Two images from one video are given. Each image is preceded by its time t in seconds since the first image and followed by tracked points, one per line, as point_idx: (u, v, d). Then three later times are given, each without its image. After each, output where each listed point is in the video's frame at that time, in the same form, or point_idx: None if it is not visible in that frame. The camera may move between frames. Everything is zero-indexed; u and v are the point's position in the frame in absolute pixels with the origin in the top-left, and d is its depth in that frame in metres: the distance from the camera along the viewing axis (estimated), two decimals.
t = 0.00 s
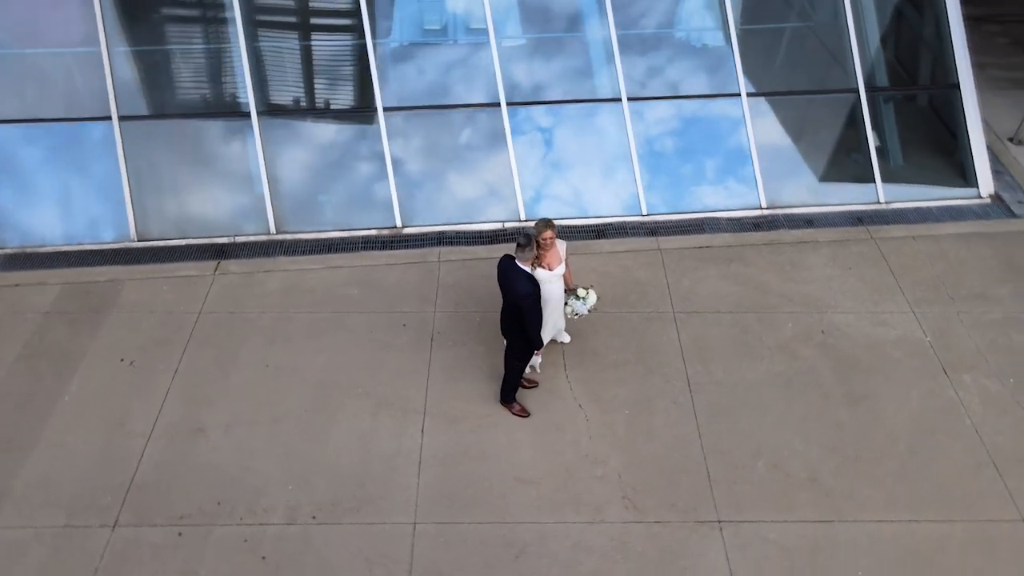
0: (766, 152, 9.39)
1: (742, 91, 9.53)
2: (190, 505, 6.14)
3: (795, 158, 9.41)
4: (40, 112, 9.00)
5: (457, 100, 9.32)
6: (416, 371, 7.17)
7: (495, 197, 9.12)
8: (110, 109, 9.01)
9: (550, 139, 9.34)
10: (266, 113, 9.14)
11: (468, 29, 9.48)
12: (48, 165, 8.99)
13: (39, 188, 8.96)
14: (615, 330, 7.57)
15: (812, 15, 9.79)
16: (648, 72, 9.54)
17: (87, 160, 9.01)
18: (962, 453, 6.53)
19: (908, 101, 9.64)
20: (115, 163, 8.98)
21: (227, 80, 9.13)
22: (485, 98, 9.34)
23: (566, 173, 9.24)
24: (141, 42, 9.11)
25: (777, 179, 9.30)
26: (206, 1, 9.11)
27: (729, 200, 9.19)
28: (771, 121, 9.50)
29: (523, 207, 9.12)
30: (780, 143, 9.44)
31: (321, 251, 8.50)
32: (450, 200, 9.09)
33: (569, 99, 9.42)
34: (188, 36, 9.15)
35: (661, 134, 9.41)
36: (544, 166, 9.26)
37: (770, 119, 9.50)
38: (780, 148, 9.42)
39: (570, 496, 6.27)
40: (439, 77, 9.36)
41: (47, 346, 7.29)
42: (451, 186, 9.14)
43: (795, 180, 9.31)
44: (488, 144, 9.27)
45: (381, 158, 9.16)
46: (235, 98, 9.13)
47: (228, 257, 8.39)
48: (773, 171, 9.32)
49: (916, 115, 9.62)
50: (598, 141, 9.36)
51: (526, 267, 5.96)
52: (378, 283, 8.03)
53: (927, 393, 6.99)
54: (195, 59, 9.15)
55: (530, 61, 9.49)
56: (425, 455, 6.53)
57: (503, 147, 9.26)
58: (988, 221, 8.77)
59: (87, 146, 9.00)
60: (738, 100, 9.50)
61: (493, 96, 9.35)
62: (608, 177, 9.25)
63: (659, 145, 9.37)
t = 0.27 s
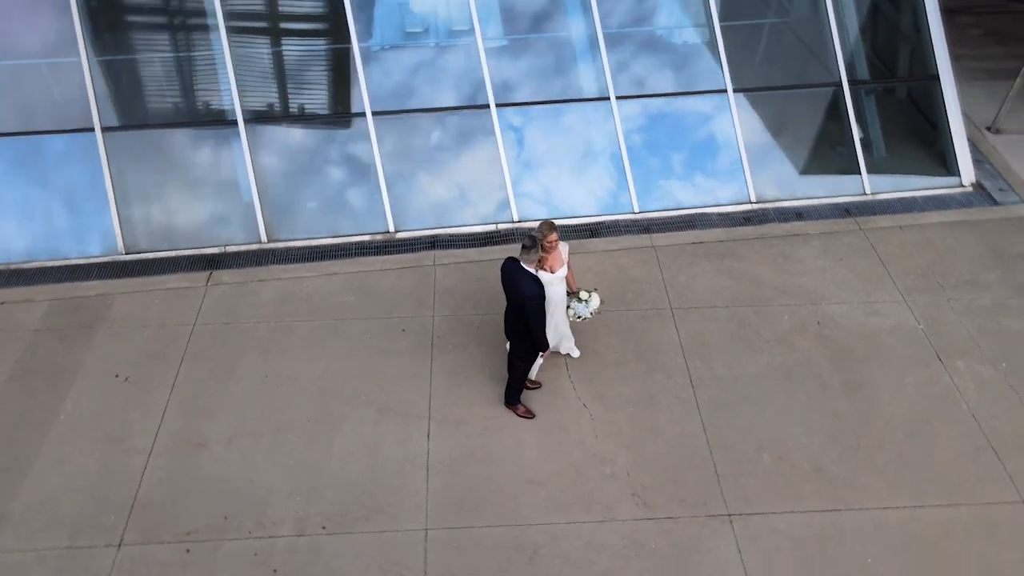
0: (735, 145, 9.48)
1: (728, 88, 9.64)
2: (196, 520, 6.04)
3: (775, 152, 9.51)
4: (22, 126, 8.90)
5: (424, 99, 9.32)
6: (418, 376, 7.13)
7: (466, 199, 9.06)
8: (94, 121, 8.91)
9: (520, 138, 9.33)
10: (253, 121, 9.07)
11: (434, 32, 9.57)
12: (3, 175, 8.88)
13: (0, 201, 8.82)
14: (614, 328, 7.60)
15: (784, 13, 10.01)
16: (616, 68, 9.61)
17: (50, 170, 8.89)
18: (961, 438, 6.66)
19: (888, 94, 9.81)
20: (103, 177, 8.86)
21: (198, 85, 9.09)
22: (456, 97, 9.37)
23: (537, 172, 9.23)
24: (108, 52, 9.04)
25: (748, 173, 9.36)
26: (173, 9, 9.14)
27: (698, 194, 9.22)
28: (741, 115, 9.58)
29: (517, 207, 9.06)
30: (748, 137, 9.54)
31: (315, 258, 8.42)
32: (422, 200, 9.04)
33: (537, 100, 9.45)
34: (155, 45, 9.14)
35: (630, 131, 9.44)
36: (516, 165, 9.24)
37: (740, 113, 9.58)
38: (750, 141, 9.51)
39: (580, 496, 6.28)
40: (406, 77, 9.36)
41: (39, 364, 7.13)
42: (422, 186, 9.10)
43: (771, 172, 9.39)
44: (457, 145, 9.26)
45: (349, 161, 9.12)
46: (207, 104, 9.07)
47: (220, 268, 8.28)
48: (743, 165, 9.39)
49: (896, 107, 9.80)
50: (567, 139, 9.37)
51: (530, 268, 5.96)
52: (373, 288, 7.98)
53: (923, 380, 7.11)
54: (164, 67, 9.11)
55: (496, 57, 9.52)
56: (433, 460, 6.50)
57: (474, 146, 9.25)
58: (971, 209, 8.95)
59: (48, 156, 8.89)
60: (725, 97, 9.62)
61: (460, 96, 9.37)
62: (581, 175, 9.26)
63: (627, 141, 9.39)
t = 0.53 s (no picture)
0: (692, 137, 9.60)
1: (710, 83, 9.76)
2: (206, 541, 5.91)
3: (739, 142, 9.62)
4: None
5: (379, 101, 9.22)
6: (422, 383, 7.08)
7: (429, 202, 9.01)
8: (71, 135, 8.70)
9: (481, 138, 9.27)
10: (236, 131, 8.94)
11: (387, 34, 9.47)
12: None
13: None
14: (614, 325, 7.62)
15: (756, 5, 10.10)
16: (576, 65, 9.63)
17: (3, 192, 8.63)
18: (959, 417, 6.82)
19: (862, 84, 10.02)
20: (82, 194, 8.66)
21: (159, 98, 8.89)
22: (413, 98, 9.30)
23: (498, 171, 9.20)
24: (60, 65, 8.73)
25: (705, 164, 9.49)
26: (127, 18, 8.87)
27: (658, 186, 9.31)
28: (696, 108, 9.70)
29: (507, 208, 9.05)
30: (703, 128, 9.65)
31: (306, 268, 8.35)
32: (384, 203, 8.95)
33: (496, 98, 9.41)
34: (110, 56, 8.87)
35: (591, 127, 9.46)
36: (476, 166, 9.19)
37: (696, 106, 9.70)
38: (708, 133, 9.63)
39: (594, 494, 6.29)
40: (360, 80, 9.23)
41: (28, 390, 6.91)
42: (384, 189, 9.01)
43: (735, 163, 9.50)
44: (417, 147, 9.18)
45: (308, 165, 8.99)
46: (169, 116, 8.89)
47: (209, 282, 8.16)
48: (699, 157, 9.51)
49: (871, 97, 10.01)
50: (527, 137, 9.35)
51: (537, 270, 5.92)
52: (368, 296, 7.91)
53: (917, 363, 7.27)
54: (122, 78, 8.87)
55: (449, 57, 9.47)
56: (443, 467, 6.45)
57: (433, 147, 9.20)
58: (948, 194, 9.18)
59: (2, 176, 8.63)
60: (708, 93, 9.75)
61: (416, 97, 9.31)
62: (540, 172, 9.25)
63: (590, 137, 9.42)
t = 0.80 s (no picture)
0: (647, 132, 9.67)
1: (692, 79, 9.88)
2: (218, 561, 5.78)
3: (697, 134, 9.73)
4: None
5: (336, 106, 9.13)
6: (427, 389, 7.02)
7: (390, 205, 8.91)
8: (49, 152, 8.51)
9: (439, 139, 9.23)
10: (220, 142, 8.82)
11: (340, 38, 9.39)
12: None
13: None
14: (614, 323, 7.65)
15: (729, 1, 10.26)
16: (534, 63, 9.68)
17: None
18: (954, 398, 6.99)
19: (837, 76, 10.22)
20: (64, 213, 8.45)
21: (119, 110, 8.77)
22: (367, 102, 9.23)
23: (458, 172, 9.14)
24: (15, 81, 8.57)
25: (661, 157, 9.54)
26: (81, 31, 8.74)
27: (619, 181, 9.34)
28: (650, 103, 9.77)
29: (497, 210, 9.00)
30: (657, 122, 9.73)
31: (298, 278, 8.23)
32: (344, 208, 8.82)
33: (452, 98, 9.38)
34: (66, 69, 8.70)
35: (551, 125, 9.49)
36: (435, 168, 9.13)
37: (650, 102, 9.77)
38: (663, 127, 9.72)
39: (607, 492, 6.30)
40: (316, 85, 9.16)
41: (19, 416, 6.71)
42: (344, 195, 8.88)
43: (694, 154, 9.61)
44: (377, 150, 9.09)
45: (266, 172, 8.84)
46: (131, 129, 8.77)
47: (199, 297, 8.00)
48: (655, 149, 9.57)
49: (846, 88, 10.21)
50: (485, 137, 9.31)
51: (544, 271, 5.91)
52: (363, 305, 7.83)
53: (910, 347, 7.43)
54: (79, 92, 8.72)
55: (406, 59, 9.48)
56: (454, 473, 6.41)
57: (391, 151, 9.11)
58: (926, 180, 9.40)
59: None
60: (691, 89, 9.87)
61: (371, 99, 9.25)
62: (500, 171, 9.20)
63: (551, 135, 9.44)
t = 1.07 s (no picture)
0: (602, 127, 9.61)
1: (674, 75, 9.94)
2: None
3: (653, 127, 9.75)
4: None
5: (294, 114, 8.96)
6: (432, 396, 6.96)
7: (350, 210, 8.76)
8: (26, 170, 8.26)
9: (399, 141, 9.10)
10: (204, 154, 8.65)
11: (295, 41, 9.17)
12: None
13: None
14: (614, 320, 7.68)
15: None
16: (490, 62, 9.61)
17: None
18: (949, 379, 7.15)
19: (813, 67, 10.39)
20: (46, 232, 8.20)
21: (78, 124, 8.49)
22: (324, 106, 9.06)
23: (418, 174, 9.04)
24: None
25: (618, 151, 9.53)
26: (35, 43, 8.42)
27: (581, 177, 9.32)
28: (604, 100, 9.71)
29: (487, 212, 8.96)
30: (612, 118, 9.68)
31: (291, 288, 8.13)
32: (306, 217, 8.67)
33: (412, 99, 9.30)
34: (19, 84, 8.37)
35: (510, 125, 9.40)
36: (395, 169, 9.01)
37: (605, 101, 9.71)
38: (618, 122, 9.68)
39: (620, 489, 6.32)
40: (270, 92, 8.98)
41: (13, 444, 6.51)
42: (304, 203, 8.73)
43: (650, 146, 9.62)
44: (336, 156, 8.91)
45: (224, 183, 8.61)
46: (91, 142, 8.50)
47: (190, 313, 7.86)
48: (612, 143, 9.56)
49: (821, 80, 10.39)
50: (445, 138, 9.20)
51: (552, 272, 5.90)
52: (359, 313, 7.74)
53: (903, 331, 7.59)
54: (35, 107, 8.41)
55: (363, 62, 9.37)
56: (467, 478, 6.37)
57: (349, 157, 8.93)
58: (904, 168, 9.61)
59: None
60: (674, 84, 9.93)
61: (326, 104, 9.08)
62: (462, 171, 9.11)
63: (509, 135, 9.36)
